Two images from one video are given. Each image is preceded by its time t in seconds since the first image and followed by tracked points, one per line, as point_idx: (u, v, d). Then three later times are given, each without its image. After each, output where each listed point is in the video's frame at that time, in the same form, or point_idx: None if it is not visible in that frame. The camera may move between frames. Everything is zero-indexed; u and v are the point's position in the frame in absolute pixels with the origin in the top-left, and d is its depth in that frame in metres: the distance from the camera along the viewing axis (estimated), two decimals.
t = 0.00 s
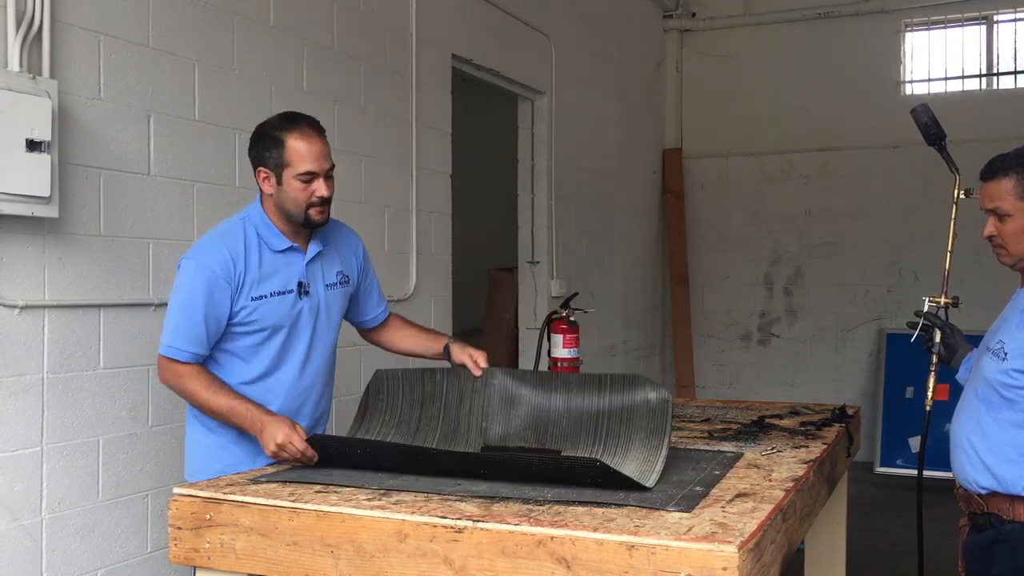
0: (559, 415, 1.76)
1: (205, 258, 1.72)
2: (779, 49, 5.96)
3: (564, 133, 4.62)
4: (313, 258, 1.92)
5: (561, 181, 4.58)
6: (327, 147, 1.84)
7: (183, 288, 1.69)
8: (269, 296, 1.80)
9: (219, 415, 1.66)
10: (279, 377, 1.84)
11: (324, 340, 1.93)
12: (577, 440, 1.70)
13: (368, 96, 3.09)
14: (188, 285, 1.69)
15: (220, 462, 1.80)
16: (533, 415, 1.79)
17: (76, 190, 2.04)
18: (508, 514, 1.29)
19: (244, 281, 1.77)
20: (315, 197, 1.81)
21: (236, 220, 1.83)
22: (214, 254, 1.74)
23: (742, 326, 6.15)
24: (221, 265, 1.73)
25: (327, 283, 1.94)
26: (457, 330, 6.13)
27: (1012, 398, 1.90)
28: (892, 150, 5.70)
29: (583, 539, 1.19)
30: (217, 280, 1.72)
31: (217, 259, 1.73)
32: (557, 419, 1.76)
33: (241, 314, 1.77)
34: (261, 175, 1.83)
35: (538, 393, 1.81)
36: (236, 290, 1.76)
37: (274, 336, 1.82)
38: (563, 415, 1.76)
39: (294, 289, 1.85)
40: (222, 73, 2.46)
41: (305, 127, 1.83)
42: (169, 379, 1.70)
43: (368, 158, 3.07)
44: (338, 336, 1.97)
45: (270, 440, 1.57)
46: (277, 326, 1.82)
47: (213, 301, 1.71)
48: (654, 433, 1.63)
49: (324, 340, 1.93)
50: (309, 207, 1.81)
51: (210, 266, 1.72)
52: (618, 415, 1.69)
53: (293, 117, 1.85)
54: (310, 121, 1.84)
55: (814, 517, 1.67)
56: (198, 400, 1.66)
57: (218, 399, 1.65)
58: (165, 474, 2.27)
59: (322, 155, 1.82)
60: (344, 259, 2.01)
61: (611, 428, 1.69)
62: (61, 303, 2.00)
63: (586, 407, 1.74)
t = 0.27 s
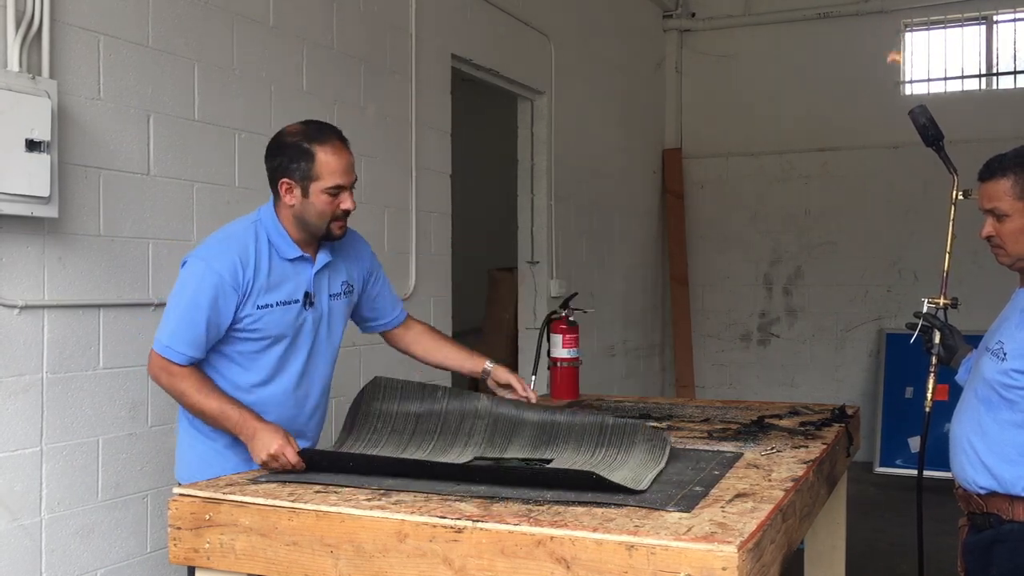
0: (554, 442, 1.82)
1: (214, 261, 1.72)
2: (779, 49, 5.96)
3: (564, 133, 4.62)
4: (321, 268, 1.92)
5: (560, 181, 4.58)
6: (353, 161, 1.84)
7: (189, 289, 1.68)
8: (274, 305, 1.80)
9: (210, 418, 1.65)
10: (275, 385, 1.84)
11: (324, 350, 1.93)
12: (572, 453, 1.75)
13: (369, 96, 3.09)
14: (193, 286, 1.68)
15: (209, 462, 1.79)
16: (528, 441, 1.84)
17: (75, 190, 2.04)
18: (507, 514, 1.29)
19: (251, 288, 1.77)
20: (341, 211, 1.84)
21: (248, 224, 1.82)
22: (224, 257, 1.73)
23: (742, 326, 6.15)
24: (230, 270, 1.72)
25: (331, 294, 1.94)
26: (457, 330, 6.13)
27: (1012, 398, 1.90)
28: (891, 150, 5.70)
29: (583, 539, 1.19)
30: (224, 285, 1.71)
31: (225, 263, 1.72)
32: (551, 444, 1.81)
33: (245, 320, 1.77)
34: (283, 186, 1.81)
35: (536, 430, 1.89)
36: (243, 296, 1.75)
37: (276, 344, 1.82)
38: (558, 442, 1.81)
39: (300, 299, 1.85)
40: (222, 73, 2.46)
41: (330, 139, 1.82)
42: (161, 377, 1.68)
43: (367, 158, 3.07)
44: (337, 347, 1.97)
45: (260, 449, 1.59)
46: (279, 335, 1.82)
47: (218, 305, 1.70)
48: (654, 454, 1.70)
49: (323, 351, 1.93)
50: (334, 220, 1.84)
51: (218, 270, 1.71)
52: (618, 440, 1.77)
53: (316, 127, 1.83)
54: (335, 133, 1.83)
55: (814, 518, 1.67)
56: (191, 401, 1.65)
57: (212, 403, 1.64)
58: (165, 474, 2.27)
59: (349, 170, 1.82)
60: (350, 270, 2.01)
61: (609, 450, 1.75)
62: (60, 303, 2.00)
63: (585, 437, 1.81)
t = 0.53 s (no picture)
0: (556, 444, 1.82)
1: (237, 263, 1.71)
2: (779, 49, 5.97)
3: (564, 133, 4.62)
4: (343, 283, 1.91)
5: (561, 182, 4.58)
6: (387, 178, 1.81)
7: (208, 287, 1.67)
8: (292, 314, 1.80)
9: (212, 413, 1.64)
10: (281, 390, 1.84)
11: (332, 362, 1.93)
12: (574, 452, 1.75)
13: (369, 96, 3.09)
14: (213, 284, 1.67)
15: (203, 458, 1.79)
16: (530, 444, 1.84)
17: (75, 190, 2.04)
18: (507, 514, 1.29)
19: (271, 294, 1.76)
20: (374, 228, 1.81)
21: (276, 231, 1.81)
22: (247, 260, 1.73)
23: (742, 326, 6.15)
24: (252, 274, 1.72)
25: (350, 309, 1.93)
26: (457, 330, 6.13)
27: (1012, 398, 1.89)
28: (891, 150, 5.70)
29: (583, 539, 1.19)
30: (244, 287, 1.71)
31: (247, 266, 1.72)
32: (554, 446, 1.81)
33: (261, 324, 1.77)
34: (318, 204, 1.78)
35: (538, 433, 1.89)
36: (261, 301, 1.75)
37: (288, 351, 1.82)
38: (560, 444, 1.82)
39: (317, 311, 1.85)
40: (222, 72, 2.46)
41: (365, 156, 1.79)
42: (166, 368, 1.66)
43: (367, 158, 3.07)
44: (348, 361, 1.97)
45: (264, 445, 1.58)
46: (292, 342, 1.82)
47: (235, 306, 1.70)
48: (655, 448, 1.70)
49: (331, 361, 1.93)
50: (366, 237, 1.82)
51: (239, 272, 1.70)
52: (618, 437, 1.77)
53: (352, 144, 1.80)
54: (369, 150, 1.80)
55: (814, 518, 1.67)
56: (194, 394, 1.63)
57: (218, 401, 1.62)
58: (165, 474, 2.27)
59: (384, 188, 1.79)
60: (372, 287, 2.00)
61: (611, 448, 1.75)
62: (60, 303, 2.00)
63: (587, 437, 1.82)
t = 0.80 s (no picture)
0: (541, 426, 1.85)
1: (250, 265, 1.70)
2: (779, 49, 5.97)
3: (564, 133, 4.62)
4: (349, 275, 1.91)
5: (560, 182, 4.58)
6: (387, 170, 1.81)
7: (227, 291, 1.64)
8: (307, 312, 1.79)
9: (253, 414, 1.57)
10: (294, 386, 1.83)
11: (342, 356, 1.94)
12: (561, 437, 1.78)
13: (369, 96, 3.09)
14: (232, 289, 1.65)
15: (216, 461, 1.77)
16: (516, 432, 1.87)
17: (75, 190, 2.04)
18: (507, 514, 1.29)
19: (288, 294, 1.75)
20: (375, 221, 1.81)
21: (279, 228, 1.80)
22: (259, 261, 1.71)
23: (742, 326, 6.15)
24: (269, 276, 1.71)
25: (357, 301, 1.94)
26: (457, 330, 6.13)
27: (1012, 398, 1.90)
28: (892, 150, 5.70)
29: (583, 539, 1.19)
30: (261, 288, 1.69)
31: (260, 266, 1.71)
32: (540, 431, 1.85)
33: (278, 325, 1.75)
34: (318, 196, 1.78)
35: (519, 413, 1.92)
36: (279, 302, 1.74)
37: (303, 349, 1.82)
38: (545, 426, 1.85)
39: (329, 306, 1.85)
40: (222, 72, 2.46)
41: (365, 149, 1.79)
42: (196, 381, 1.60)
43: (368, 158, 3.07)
44: (357, 354, 1.97)
45: (325, 424, 1.52)
46: (306, 339, 1.81)
47: (255, 307, 1.67)
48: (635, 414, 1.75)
49: (342, 355, 1.93)
50: (367, 229, 1.82)
51: (254, 273, 1.69)
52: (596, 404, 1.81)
53: (351, 137, 1.81)
54: (368, 143, 1.80)
55: (814, 517, 1.68)
56: (232, 399, 1.57)
57: (260, 401, 1.56)
58: (165, 474, 2.27)
59: (384, 180, 1.79)
60: (374, 276, 2.01)
61: (598, 424, 1.78)
62: (60, 303, 2.00)
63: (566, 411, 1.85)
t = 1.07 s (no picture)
0: (524, 404, 1.88)
1: (286, 270, 1.66)
2: (779, 49, 5.97)
3: (564, 133, 4.62)
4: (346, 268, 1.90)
5: (560, 182, 4.58)
6: (373, 158, 1.79)
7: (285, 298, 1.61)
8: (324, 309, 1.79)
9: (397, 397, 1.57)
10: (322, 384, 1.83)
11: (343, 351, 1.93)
12: (545, 413, 1.80)
13: (369, 96, 3.09)
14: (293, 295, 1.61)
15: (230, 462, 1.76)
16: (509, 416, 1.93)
17: (75, 190, 2.05)
18: (507, 514, 1.29)
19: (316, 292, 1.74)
20: (362, 211, 1.78)
21: (279, 230, 1.76)
22: (293, 265, 1.68)
23: (742, 326, 6.15)
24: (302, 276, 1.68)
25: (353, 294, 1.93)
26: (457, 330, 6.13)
27: (1012, 398, 1.90)
28: (892, 150, 5.70)
29: (583, 539, 1.19)
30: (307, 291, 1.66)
31: (295, 270, 1.68)
32: (525, 414, 1.89)
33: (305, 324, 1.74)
34: (304, 188, 1.76)
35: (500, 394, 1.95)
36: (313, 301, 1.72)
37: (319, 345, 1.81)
38: (526, 403, 1.88)
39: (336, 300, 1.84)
40: (222, 72, 2.46)
41: (349, 138, 1.76)
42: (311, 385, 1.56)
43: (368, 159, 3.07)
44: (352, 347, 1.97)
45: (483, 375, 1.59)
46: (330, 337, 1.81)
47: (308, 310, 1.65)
48: (591, 373, 1.65)
49: (346, 348, 1.94)
50: (355, 220, 1.80)
51: (295, 278, 1.66)
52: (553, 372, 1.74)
53: (335, 127, 1.78)
54: (352, 132, 1.78)
55: (814, 517, 1.68)
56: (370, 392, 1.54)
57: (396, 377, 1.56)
58: (165, 474, 2.27)
59: (370, 169, 1.77)
60: (364, 268, 2.00)
61: (570, 397, 1.71)
62: (60, 303, 2.00)
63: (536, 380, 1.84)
